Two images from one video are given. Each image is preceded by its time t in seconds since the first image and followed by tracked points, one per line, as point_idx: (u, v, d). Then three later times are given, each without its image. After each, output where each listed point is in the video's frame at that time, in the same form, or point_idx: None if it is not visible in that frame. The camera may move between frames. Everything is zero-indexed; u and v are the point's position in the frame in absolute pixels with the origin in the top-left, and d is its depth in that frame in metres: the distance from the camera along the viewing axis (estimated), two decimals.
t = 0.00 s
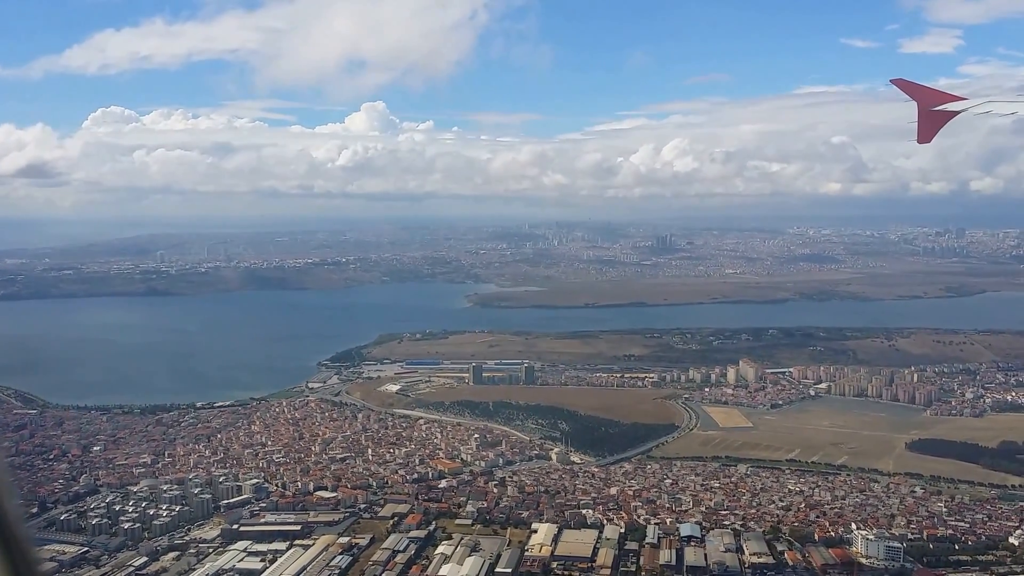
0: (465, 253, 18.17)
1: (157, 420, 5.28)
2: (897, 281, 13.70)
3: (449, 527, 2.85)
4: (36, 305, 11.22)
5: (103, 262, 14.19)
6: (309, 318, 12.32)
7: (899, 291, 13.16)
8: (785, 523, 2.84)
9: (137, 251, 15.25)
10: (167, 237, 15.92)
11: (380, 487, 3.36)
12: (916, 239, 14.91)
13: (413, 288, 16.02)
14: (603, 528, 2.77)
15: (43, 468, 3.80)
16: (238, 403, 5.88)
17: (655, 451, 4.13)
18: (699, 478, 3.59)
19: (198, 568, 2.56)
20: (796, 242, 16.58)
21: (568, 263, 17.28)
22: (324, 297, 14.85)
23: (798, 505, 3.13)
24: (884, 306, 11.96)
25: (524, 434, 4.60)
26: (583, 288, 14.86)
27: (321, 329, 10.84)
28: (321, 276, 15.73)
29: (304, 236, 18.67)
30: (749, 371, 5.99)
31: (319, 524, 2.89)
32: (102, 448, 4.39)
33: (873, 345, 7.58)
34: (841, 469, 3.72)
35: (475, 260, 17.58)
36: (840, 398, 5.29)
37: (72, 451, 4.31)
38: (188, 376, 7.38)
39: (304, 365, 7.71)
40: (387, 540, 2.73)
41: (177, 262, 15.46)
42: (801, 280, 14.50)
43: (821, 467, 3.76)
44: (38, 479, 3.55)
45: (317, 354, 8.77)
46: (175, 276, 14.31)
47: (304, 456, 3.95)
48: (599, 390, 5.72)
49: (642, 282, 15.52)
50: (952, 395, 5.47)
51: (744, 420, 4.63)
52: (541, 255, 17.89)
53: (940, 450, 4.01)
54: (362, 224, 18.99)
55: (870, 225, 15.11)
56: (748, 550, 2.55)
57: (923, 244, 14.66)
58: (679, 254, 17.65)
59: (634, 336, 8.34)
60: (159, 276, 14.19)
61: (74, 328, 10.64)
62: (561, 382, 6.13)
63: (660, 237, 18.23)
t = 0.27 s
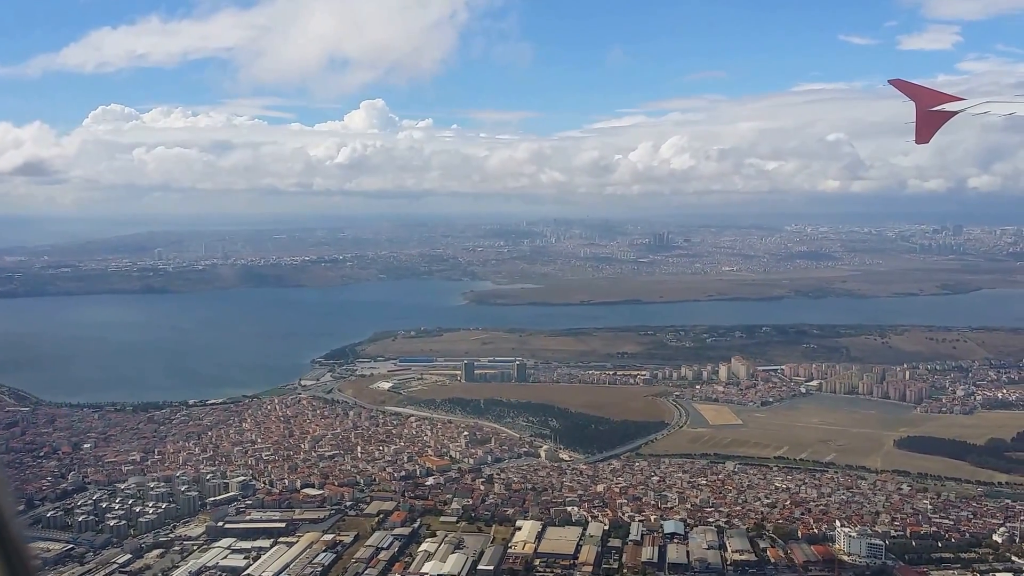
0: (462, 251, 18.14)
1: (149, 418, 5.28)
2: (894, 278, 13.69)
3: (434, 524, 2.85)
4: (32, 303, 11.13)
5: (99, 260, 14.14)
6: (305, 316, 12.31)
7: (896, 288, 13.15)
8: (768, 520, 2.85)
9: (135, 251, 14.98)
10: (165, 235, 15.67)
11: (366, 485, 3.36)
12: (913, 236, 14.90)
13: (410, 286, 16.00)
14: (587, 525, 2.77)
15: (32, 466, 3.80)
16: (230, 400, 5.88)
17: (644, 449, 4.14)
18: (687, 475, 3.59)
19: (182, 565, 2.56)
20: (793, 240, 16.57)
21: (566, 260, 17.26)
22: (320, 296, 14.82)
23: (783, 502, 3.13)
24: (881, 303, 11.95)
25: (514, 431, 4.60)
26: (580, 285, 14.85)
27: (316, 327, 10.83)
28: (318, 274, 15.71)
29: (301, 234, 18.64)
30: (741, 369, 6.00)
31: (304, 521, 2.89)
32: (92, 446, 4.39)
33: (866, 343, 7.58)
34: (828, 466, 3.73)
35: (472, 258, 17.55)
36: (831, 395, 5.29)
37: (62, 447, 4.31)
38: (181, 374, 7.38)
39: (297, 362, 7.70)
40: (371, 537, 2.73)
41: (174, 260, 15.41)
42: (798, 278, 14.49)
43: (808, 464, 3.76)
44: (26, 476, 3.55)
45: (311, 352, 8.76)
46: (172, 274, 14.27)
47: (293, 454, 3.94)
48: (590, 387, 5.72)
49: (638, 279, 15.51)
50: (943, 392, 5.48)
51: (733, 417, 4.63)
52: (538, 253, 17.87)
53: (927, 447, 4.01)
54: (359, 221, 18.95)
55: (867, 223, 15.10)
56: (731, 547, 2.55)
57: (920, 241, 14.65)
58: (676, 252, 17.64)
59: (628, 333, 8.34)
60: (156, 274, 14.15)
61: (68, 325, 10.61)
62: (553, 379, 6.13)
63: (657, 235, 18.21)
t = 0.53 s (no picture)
0: (459, 244, 18.13)
1: (140, 411, 5.28)
2: (890, 271, 13.70)
3: (418, 518, 2.85)
4: (28, 296, 11.16)
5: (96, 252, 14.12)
6: (301, 309, 12.31)
7: (892, 281, 13.16)
8: (753, 514, 2.84)
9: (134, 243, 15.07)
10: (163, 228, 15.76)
11: (353, 479, 3.36)
12: (911, 229, 14.90)
13: (406, 279, 15.99)
14: (570, 519, 2.77)
15: (20, 459, 3.79)
16: (222, 394, 5.88)
17: (633, 442, 4.14)
18: (674, 468, 3.59)
19: (164, 559, 2.56)
20: (791, 233, 16.56)
21: (563, 253, 17.25)
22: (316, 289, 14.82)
23: (768, 495, 3.13)
24: (877, 296, 11.96)
25: (504, 425, 4.60)
26: (577, 278, 14.84)
27: (311, 321, 10.82)
28: (314, 267, 15.70)
29: (299, 227, 18.62)
30: (733, 362, 6.00)
31: (289, 515, 2.89)
32: (82, 439, 4.38)
33: (860, 336, 7.58)
34: (816, 460, 3.73)
35: (469, 251, 17.54)
36: (821, 389, 5.30)
37: (52, 440, 4.30)
38: (173, 367, 7.37)
39: (291, 356, 7.70)
40: (354, 531, 2.73)
41: (171, 252, 15.40)
42: (795, 271, 14.49)
43: (796, 458, 3.76)
44: (13, 469, 3.55)
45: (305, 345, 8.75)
46: (168, 267, 14.25)
47: (281, 447, 3.94)
48: (582, 381, 5.72)
49: (635, 272, 15.51)
50: (934, 385, 5.48)
51: (723, 411, 4.64)
52: (535, 246, 17.86)
53: (915, 440, 4.01)
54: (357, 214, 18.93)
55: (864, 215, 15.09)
56: (713, 540, 2.55)
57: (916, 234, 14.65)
58: (673, 244, 17.63)
59: (623, 326, 8.34)
60: (153, 267, 14.13)
61: (64, 318, 10.61)
62: (545, 373, 6.13)
63: (655, 228, 18.20)
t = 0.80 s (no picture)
0: (455, 232, 18.11)
1: (130, 400, 5.28)
2: (884, 259, 13.71)
3: (401, 506, 2.86)
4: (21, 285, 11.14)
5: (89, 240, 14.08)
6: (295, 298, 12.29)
7: (886, 269, 13.16)
8: (735, 501, 2.85)
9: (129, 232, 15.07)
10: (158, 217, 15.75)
11: (338, 467, 3.36)
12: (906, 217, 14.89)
13: (401, 267, 15.97)
14: (553, 507, 2.78)
15: (6, 449, 3.79)
16: (212, 382, 5.88)
17: (620, 430, 4.15)
18: (660, 456, 3.60)
19: (146, 548, 2.56)
20: (786, 221, 16.55)
21: (558, 242, 17.23)
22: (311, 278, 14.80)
23: (752, 483, 3.14)
24: (871, 285, 11.96)
25: (492, 413, 4.60)
26: (572, 267, 14.83)
27: (304, 309, 10.81)
28: (308, 256, 15.67)
29: (294, 216, 18.58)
30: (723, 350, 6.01)
31: (273, 504, 2.89)
32: (70, 428, 4.38)
33: (851, 324, 7.60)
34: (802, 447, 3.74)
35: (465, 239, 17.52)
36: (810, 376, 5.31)
37: (39, 429, 4.30)
38: (164, 356, 7.37)
39: (282, 345, 7.70)
40: (337, 519, 2.73)
41: (165, 241, 15.36)
42: (790, 258, 14.48)
43: (782, 445, 3.77)
44: None
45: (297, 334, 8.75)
46: (162, 256, 14.22)
47: (268, 436, 3.94)
48: (571, 369, 5.73)
49: (630, 261, 15.50)
50: (923, 373, 5.50)
51: (711, 399, 4.64)
52: (530, 234, 17.84)
53: (902, 428, 4.02)
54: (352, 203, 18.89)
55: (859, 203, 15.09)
56: (694, 528, 2.56)
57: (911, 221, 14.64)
58: (669, 233, 17.61)
59: (615, 315, 8.34)
60: (147, 256, 14.09)
61: (56, 306, 10.59)
62: (535, 361, 6.14)
63: (650, 216, 18.18)
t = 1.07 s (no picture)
0: (450, 216, 18.06)
1: (119, 384, 5.28)
2: (878, 241, 13.69)
3: (384, 490, 2.86)
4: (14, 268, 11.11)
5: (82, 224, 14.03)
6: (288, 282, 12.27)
7: (881, 251, 13.15)
8: (717, 484, 2.86)
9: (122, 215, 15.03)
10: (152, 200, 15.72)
11: (322, 451, 3.36)
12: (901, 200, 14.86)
13: (395, 250, 15.93)
14: (535, 490, 2.78)
15: None
16: (201, 366, 5.88)
17: (607, 413, 4.15)
18: (646, 439, 3.60)
19: (127, 532, 2.56)
20: (782, 204, 16.52)
21: (553, 225, 17.19)
22: (305, 261, 14.76)
23: (735, 465, 3.15)
24: (865, 267, 11.95)
25: (480, 396, 4.61)
26: (566, 250, 14.80)
27: (298, 293, 10.79)
28: (302, 240, 15.63)
29: (288, 199, 18.51)
30: (713, 333, 6.01)
31: (256, 487, 2.89)
32: (57, 412, 4.38)
33: (843, 306, 7.60)
34: (788, 429, 3.75)
35: (460, 222, 17.47)
36: (799, 359, 5.31)
37: (26, 413, 4.29)
38: (155, 340, 7.36)
39: (274, 329, 7.69)
40: (319, 503, 2.73)
41: (159, 224, 15.31)
42: (785, 241, 14.46)
43: (768, 428, 3.78)
44: None
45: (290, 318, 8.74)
46: (156, 240, 14.17)
47: (255, 420, 3.94)
48: (561, 353, 5.73)
49: (624, 244, 15.47)
50: (912, 355, 5.50)
51: (699, 382, 4.65)
52: (525, 217, 17.79)
53: (888, 410, 4.03)
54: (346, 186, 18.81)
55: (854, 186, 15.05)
56: (675, 510, 2.57)
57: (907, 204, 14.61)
58: (664, 216, 17.57)
59: (608, 298, 8.33)
60: (140, 239, 14.03)
61: (49, 290, 10.56)
62: (525, 344, 6.14)
63: (646, 199, 18.13)
